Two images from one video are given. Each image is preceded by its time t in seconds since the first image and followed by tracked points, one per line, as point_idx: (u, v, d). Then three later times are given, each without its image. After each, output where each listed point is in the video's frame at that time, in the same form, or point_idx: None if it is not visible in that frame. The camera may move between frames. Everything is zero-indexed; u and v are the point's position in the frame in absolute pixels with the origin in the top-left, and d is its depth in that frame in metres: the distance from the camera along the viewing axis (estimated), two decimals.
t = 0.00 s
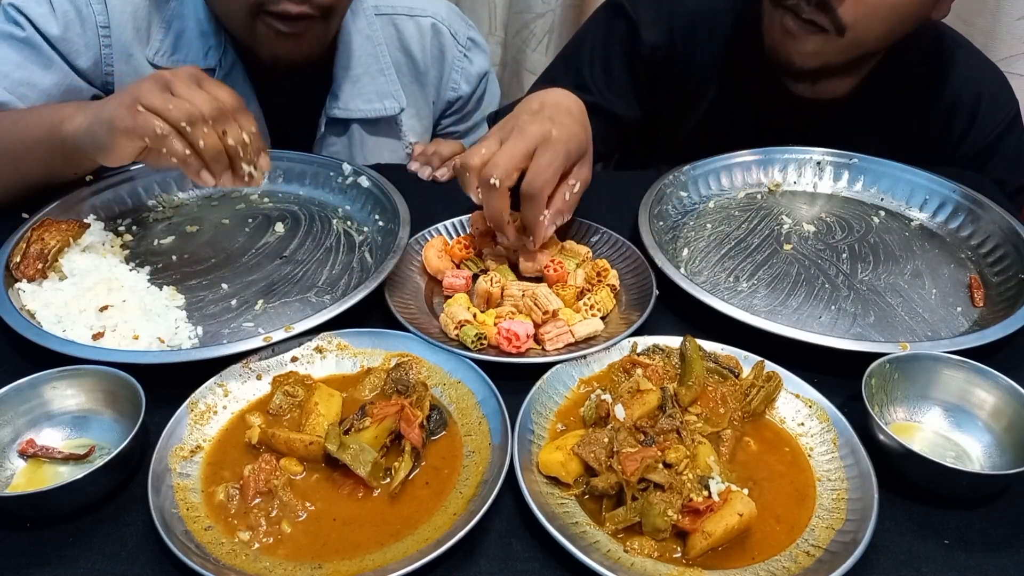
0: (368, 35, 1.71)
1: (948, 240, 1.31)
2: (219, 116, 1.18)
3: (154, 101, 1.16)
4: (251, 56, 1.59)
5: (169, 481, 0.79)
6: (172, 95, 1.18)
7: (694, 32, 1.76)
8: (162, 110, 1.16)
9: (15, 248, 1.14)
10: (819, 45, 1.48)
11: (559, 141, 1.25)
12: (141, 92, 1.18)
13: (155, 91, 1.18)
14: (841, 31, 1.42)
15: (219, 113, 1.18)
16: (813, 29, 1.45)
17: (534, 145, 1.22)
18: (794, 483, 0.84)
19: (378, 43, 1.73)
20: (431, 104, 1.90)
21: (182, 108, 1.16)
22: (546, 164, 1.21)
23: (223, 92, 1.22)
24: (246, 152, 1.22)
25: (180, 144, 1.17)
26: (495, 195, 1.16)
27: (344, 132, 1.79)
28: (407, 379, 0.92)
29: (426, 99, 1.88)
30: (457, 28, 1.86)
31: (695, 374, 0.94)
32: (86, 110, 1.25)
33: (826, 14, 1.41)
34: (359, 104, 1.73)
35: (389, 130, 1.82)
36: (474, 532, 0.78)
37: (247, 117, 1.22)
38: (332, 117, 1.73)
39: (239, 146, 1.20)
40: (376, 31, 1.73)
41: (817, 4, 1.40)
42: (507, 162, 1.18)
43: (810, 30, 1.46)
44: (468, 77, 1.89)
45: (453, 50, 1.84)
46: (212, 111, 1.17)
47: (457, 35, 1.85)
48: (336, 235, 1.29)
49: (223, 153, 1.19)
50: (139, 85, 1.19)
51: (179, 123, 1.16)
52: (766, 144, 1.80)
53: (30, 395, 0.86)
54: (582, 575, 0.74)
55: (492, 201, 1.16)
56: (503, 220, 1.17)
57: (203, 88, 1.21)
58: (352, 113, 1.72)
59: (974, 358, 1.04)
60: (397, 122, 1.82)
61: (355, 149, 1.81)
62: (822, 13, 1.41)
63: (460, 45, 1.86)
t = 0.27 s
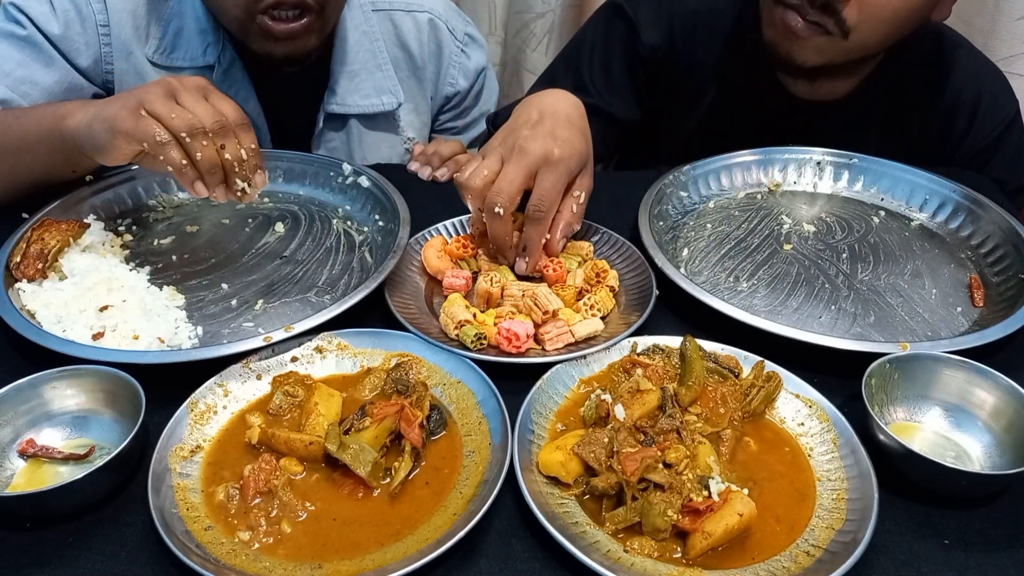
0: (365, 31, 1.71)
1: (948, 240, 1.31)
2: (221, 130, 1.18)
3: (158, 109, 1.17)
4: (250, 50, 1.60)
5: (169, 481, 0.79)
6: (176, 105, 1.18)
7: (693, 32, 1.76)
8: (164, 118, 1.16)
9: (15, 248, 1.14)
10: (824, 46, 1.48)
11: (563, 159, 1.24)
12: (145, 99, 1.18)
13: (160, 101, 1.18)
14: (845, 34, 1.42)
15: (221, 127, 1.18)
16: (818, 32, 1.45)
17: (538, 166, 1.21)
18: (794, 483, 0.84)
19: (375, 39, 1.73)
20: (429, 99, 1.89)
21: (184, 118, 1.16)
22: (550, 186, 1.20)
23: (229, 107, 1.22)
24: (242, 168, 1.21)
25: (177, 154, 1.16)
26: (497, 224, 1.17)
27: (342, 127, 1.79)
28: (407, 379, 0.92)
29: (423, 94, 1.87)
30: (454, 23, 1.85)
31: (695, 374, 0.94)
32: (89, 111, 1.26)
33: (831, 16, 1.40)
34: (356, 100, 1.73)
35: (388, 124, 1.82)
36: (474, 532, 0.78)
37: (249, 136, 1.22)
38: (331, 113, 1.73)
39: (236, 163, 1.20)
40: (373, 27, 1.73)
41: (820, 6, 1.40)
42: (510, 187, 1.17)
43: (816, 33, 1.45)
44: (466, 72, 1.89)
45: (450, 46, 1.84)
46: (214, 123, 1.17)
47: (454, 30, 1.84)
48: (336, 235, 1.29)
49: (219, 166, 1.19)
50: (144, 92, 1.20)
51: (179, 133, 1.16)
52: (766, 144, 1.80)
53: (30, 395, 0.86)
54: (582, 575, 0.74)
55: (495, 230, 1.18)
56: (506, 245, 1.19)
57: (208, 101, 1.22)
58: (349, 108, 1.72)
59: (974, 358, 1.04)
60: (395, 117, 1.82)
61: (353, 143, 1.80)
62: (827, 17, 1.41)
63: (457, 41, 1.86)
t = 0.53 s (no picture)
0: (364, 28, 1.71)
1: (948, 239, 1.31)
2: (223, 129, 1.17)
3: (159, 109, 1.16)
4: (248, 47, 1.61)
5: (169, 481, 0.79)
6: (176, 104, 1.18)
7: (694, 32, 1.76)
8: (166, 118, 1.16)
9: (15, 248, 1.14)
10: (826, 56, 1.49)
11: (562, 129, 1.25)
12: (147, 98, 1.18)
13: (161, 100, 1.18)
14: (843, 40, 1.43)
15: (222, 127, 1.17)
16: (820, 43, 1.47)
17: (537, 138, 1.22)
18: (794, 483, 0.84)
19: (374, 36, 1.73)
20: (427, 96, 1.90)
21: (186, 117, 1.16)
22: (553, 156, 1.21)
23: (231, 105, 1.21)
24: (244, 167, 1.20)
25: (179, 153, 1.16)
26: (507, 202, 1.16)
27: (342, 125, 1.78)
28: (407, 379, 0.92)
29: (422, 91, 1.88)
30: (453, 20, 1.86)
31: (695, 374, 0.94)
32: (89, 111, 1.26)
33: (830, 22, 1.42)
34: (355, 98, 1.72)
35: (386, 122, 1.81)
36: (474, 532, 0.78)
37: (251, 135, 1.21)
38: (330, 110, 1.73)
39: (238, 162, 1.19)
40: (372, 24, 1.72)
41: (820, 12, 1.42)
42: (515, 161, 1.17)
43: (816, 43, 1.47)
44: (465, 70, 1.89)
45: (449, 43, 1.84)
46: (215, 122, 1.17)
47: (452, 27, 1.85)
48: (336, 235, 1.29)
49: (220, 165, 1.18)
50: (146, 90, 1.20)
51: (180, 133, 1.15)
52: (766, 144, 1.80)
53: (30, 395, 0.86)
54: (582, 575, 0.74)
55: (506, 208, 1.17)
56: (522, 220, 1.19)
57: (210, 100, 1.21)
58: (348, 105, 1.72)
59: (974, 358, 1.04)
60: (394, 115, 1.82)
61: (352, 142, 1.80)
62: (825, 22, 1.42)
63: (456, 38, 1.86)
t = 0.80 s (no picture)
0: (365, 27, 1.71)
1: (948, 240, 1.31)
2: (224, 131, 1.16)
3: (161, 111, 1.16)
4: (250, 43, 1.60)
5: (169, 481, 0.79)
6: (178, 105, 1.17)
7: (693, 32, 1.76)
8: (167, 118, 1.15)
9: (15, 248, 1.14)
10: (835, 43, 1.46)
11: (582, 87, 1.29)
12: (148, 99, 1.18)
13: (162, 101, 1.17)
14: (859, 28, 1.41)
15: (223, 128, 1.16)
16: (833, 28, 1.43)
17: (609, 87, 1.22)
18: (794, 484, 0.84)
19: (375, 35, 1.72)
20: (428, 96, 1.90)
21: (187, 118, 1.15)
22: (636, 82, 1.18)
23: (232, 106, 1.20)
24: (246, 168, 1.20)
25: (180, 154, 1.15)
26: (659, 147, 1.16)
27: (342, 124, 1.78)
28: (407, 379, 0.92)
29: (423, 90, 1.89)
30: (454, 20, 1.86)
31: (695, 374, 0.94)
32: (88, 110, 1.25)
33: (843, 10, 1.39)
34: (355, 97, 1.72)
35: (387, 121, 1.82)
36: (474, 532, 0.78)
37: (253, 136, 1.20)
38: (331, 109, 1.73)
39: (240, 163, 1.19)
40: (372, 23, 1.72)
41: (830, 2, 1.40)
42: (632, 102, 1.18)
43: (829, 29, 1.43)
44: (466, 70, 1.89)
45: (449, 42, 1.84)
46: (216, 124, 1.16)
47: (453, 27, 1.85)
48: (336, 235, 1.29)
49: (222, 166, 1.18)
50: (147, 91, 1.20)
51: (182, 134, 1.15)
52: (766, 143, 1.79)
53: (30, 395, 0.86)
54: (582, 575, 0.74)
55: (657, 152, 1.16)
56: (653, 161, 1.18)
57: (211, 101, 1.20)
58: (349, 105, 1.72)
59: (974, 358, 1.04)
60: (395, 114, 1.83)
61: (353, 141, 1.80)
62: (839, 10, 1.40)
63: (456, 37, 1.86)
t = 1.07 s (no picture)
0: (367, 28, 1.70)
1: (948, 240, 1.31)
2: (224, 133, 1.16)
3: (162, 113, 1.16)
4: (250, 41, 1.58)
5: (169, 480, 0.79)
6: (179, 107, 1.18)
7: (693, 32, 1.76)
8: (168, 120, 1.15)
9: (15, 248, 1.14)
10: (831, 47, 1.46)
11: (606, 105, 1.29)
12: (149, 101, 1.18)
13: (163, 104, 1.17)
14: (856, 31, 1.41)
15: (224, 129, 1.16)
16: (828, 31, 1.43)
17: (642, 105, 1.21)
18: (794, 483, 0.84)
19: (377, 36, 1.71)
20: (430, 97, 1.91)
21: (188, 120, 1.15)
22: (671, 100, 1.17)
23: (234, 110, 1.21)
24: (247, 171, 1.19)
25: (180, 156, 1.15)
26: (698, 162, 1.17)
27: (344, 124, 1.79)
28: (407, 379, 0.92)
29: (424, 91, 1.88)
30: (455, 21, 1.86)
31: (695, 374, 0.94)
32: (91, 114, 1.25)
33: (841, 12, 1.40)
34: (357, 98, 1.72)
35: (388, 121, 1.83)
36: (474, 532, 0.78)
37: (254, 140, 1.20)
38: (331, 110, 1.73)
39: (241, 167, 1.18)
40: (374, 25, 1.72)
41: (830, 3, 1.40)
42: (671, 120, 1.18)
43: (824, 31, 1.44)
44: (467, 71, 1.90)
45: (451, 43, 1.85)
46: (217, 126, 1.16)
47: (454, 28, 1.85)
48: (336, 234, 1.29)
49: (222, 168, 1.17)
50: (149, 94, 1.20)
51: (183, 135, 1.14)
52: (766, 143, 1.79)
53: (30, 395, 0.86)
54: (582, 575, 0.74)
55: (694, 171, 1.18)
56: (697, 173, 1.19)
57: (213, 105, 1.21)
58: (351, 106, 1.72)
59: (974, 358, 1.04)
60: (396, 115, 1.83)
61: (355, 141, 1.81)
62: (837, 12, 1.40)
63: (458, 38, 1.86)
